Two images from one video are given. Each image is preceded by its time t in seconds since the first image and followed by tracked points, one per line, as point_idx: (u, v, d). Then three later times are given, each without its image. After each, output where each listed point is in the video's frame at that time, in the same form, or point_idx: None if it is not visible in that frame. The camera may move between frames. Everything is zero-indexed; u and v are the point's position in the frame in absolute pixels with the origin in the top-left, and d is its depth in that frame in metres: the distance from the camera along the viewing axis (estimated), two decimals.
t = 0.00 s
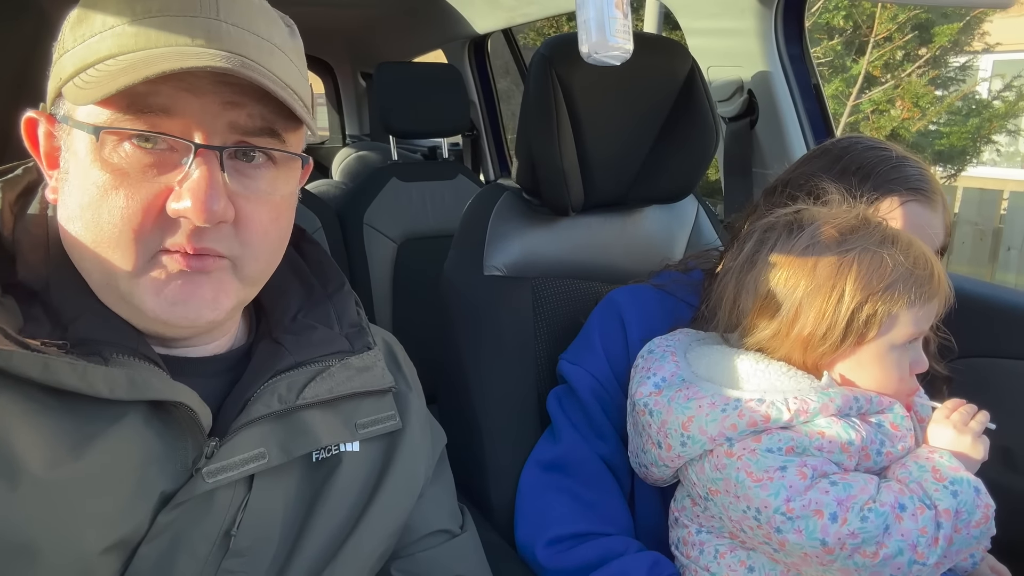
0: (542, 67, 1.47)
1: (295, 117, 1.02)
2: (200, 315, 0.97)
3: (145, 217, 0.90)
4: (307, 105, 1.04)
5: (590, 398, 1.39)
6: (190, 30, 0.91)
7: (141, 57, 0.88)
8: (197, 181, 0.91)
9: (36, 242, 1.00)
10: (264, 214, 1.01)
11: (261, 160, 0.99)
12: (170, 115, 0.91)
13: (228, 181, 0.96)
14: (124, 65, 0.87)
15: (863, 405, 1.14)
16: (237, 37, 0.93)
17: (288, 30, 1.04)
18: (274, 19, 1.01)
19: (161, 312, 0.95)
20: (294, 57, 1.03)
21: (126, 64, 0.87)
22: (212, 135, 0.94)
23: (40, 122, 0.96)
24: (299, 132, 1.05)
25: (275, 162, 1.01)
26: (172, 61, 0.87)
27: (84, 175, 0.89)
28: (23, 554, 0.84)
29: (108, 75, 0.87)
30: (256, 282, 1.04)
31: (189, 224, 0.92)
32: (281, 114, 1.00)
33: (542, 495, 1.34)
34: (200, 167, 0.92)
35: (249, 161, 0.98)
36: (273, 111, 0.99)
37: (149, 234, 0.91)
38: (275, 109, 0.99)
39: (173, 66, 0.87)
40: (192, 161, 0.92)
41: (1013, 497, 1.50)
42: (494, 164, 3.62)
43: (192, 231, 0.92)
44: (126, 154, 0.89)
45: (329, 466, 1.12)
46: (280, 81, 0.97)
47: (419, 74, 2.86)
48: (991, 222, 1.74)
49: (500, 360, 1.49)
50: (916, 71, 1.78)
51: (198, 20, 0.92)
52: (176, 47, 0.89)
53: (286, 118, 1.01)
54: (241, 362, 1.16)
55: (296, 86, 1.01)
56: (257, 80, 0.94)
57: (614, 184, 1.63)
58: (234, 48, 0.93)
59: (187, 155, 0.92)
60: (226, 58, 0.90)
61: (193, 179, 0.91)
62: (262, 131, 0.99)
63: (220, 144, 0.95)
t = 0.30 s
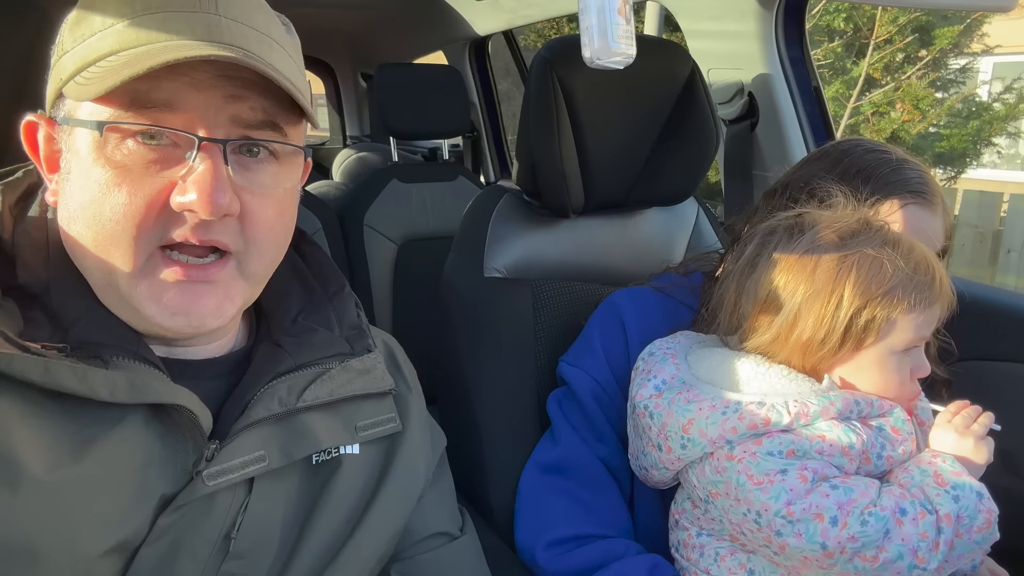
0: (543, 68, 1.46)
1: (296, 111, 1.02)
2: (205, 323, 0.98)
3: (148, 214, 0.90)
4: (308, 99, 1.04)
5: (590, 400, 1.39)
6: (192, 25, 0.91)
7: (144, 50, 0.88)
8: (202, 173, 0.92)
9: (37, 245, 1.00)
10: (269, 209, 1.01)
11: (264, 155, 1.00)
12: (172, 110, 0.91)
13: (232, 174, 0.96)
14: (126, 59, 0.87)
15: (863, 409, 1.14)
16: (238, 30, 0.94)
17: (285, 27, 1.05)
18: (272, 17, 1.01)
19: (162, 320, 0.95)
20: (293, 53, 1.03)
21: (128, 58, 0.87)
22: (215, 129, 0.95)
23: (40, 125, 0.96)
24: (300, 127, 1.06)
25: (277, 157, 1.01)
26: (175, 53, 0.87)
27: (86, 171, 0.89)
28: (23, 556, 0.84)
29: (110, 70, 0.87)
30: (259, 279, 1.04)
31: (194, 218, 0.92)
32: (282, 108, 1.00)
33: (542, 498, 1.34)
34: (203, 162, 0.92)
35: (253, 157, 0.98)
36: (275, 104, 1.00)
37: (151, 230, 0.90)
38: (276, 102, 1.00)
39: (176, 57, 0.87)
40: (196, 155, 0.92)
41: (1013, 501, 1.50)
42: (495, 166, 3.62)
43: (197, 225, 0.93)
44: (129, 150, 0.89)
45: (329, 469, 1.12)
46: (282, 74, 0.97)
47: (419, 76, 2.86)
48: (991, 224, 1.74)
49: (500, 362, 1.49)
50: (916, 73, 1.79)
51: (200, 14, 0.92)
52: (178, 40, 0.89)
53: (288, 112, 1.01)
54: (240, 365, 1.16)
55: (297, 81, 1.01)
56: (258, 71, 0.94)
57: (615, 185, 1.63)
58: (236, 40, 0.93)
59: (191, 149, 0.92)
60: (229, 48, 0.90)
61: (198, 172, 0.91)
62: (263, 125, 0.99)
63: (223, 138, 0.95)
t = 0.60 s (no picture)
0: (543, 68, 1.46)
1: (296, 110, 1.02)
2: (210, 317, 0.97)
3: (148, 212, 0.90)
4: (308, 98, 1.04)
5: (591, 401, 1.39)
6: (191, 25, 0.91)
7: (143, 50, 0.88)
8: (202, 173, 0.92)
9: (37, 245, 1.00)
10: (271, 208, 1.02)
11: (264, 155, 1.00)
12: (172, 110, 0.92)
13: (233, 175, 0.96)
14: (126, 60, 0.87)
15: (860, 408, 1.13)
16: (237, 30, 0.94)
17: (284, 26, 1.05)
18: (270, 16, 1.01)
19: (168, 314, 0.94)
20: (292, 52, 1.03)
21: (127, 59, 0.87)
22: (216, 130, 0.95)
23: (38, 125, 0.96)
24: (300, 126, 1.06)
25: (277, 157, 1.01)
26: (175, 53, 0.87)
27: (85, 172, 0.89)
28: (23, 556, 0.84)
29: (110, 71, 0.87)
30: (262, 277, 1.04)
31: (196, 218, 0.92)
32: (283, 108, 1.01)
33: (542, 498, 1.34)
34: (204, 162, 0.92)
35: (253, 156, 0.98)
36: (275, 104, 1.00)
37: (151, 229, 0.90)
38: (275, 101, 1.00)
39: (175, 58, 0.87)
40: (196, 155, 0.92)
41: (1013, 503, 1.49)
42: (495, 167, 3.62)
43: (197, 224, 0.93)
44: (129, 150, 0.89)
45: (329, 469, 1.12)
46: (281, 73, 0.97)
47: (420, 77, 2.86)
48: (991, 226, 1.73)
49: (500, 363, 1.49)
50: (917, 75, 1.79)
51: (199, 14, 0.92)
52: (178, 41, 0.89)
53: (287, 111, 1.02)
54: (240, 365, 1.16)
55: (297, 80, 1.01)
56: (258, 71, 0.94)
57: (614, 185, 1.63)
58: (235, 41, 0.93)
59: (191, 149, 0.92)
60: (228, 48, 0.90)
61: (198, 173, 0.91)
62: (263, 125, 0.99)
63: (223, 137, 0.95)
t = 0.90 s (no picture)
0: (543, 69, 1.46)
1: (298, 115, 1.02)
2: (209, 322, 0.97)
3: (151, 219, 0.90)
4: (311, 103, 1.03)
5: (591, 402, 1.39)
6: (195, 32, 0.91)
7: (148, 59, 0.88)
8: (206, 182, 0.91)
9: (37, 245, 1.00)
10: (273, 214, 1.02)
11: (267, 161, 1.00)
12: (176, 118, 0.91)
13: (236, 182, 0.96)
14: (130, 68, 0.87)
15: (860, 409, 1.13)
16: (241, 38, 0.94)
17: (288, 30, 1.04)
18: (274, 20, 1.01)
19: (168, 320, 0.94)
20: (295, 56, 1.03)
21: (131, 67, 0.87)
22: (220, 137, 0.95)
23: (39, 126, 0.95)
24: (302, 130, 1.05)
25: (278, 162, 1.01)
26: (180, 63, 0.87)
27: (87, 176, 0.89)
28: (22, 557, 0.84)
29: (114, 78, 0.87)
30: (261, 282, 1.04)
31: (198, 226, 0.92)
32: (286, 114, 1.00)
33: (542, 499, 1.34)
34: (207, 170, 0.92)
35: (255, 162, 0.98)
36: (278, 110, 0.99)
37: (154, 236, 0.90)
38: (278, 108, 0.99)
39: (180, 68, 0.87)
40: (200, 163, 0.92)
41: (1014, 504, 1.49)
42: (495, 168, 3.62)
43: (200, 232, 0.92)
44: (132, 156, 0.89)
45: (328, 470, 1.11)
46: (284, 80, 0.97)
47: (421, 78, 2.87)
48: (991, 226, 1.72)
49: (501, 364, 1.48)
50: (917, 75, 1.79)
51: (204, 21, 0.92)
52: (182, 49, 0.89)
53: (290, 117, 1.01)
54: (240, 366, 1.16)
55: (300, 85, 1.01)
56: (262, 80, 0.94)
57: (615, 187, 1.63)
58: (239, 49, 0.93)
59: (194, 157, 0.92)
60: (233, 57, 0.90)
61: (201, 181, 0.91)
62: (267, 132, 0.99)
63: (226, 145, 0.95)
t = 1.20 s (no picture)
0: (543, 71, 1.46)
1: (300, 119, 1.02)
2: (211, 327, 0.97)
3: (153, 220, 0.90)
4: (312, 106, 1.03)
5: (591, 403, 1.39)
6: (197, 36, 0.91)
7: (151, 63, 0.88)
8: (207, 186, 0.91)
9: (37, 246, 1.00)
10: (275, 216, 1.02)
11: (268, 164, 0.99)
12: (179, 121, 0.91)
13: (238, 184, 0.96)
14: (133, 71, 0.87)
15: (861, 411, 1.13)
16: (243, 41, 0.94)
17: (289, 33, 1.05)
18: (276, 23, 1.01)
19: (171, 325, 0.94)
20: (297, 59, 1.03)
21: (134, 71, 0.87)
22: (222, 140, 0.95)
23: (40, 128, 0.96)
24: (304, 133, 1.05)
25: (280, 165, 1.01)
26: (183, 66, 0.87)
27: (88, 178, 0.89)
28: (22, 558, 0.84)
29: (117, 82, 0.87)
30: (263, 284, 1.04)
31: (200, 228, 0.92)
32: (287, 117, 1.00)
33: (542, 499, 1.34)
34: (209, 174, 0.92)
35: (257, 165, 0.98)
36: (281, 114, 0.99)
37: (156, 237, 0.91)
38: (280, 112, 0.99)
39: (183, 71, 0.87)
40: (202, 166, 0.92)
41: (1014, 505, 1.49)
42: (495, 168, 3.62)
43: (202, 234, 0.93)
44: (134, 159, 0.89)
45: (329, 471, 1.11)
46: (286, 83, 0.97)
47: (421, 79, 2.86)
48: (991, 227, 1.72)
49: (501, 365, 1.48)
50: (917, 76, 1.79)
51: (208, 25, 0.92)
52: (185, 52, 0.89)
53: (292, 120, 1.01)
54: (241, 366, 1.16)
55: (302, 88, 1.01)
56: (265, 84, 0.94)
57: (615, 188, 1.63)
58: (242, 52, 0.93)
59: (196, 160, 0.92)
60: (236, 61, 0.90)
61: (204, 184, 0.91)
62: (269, 135, 0.99)
63: (229, 148, 0.95)
